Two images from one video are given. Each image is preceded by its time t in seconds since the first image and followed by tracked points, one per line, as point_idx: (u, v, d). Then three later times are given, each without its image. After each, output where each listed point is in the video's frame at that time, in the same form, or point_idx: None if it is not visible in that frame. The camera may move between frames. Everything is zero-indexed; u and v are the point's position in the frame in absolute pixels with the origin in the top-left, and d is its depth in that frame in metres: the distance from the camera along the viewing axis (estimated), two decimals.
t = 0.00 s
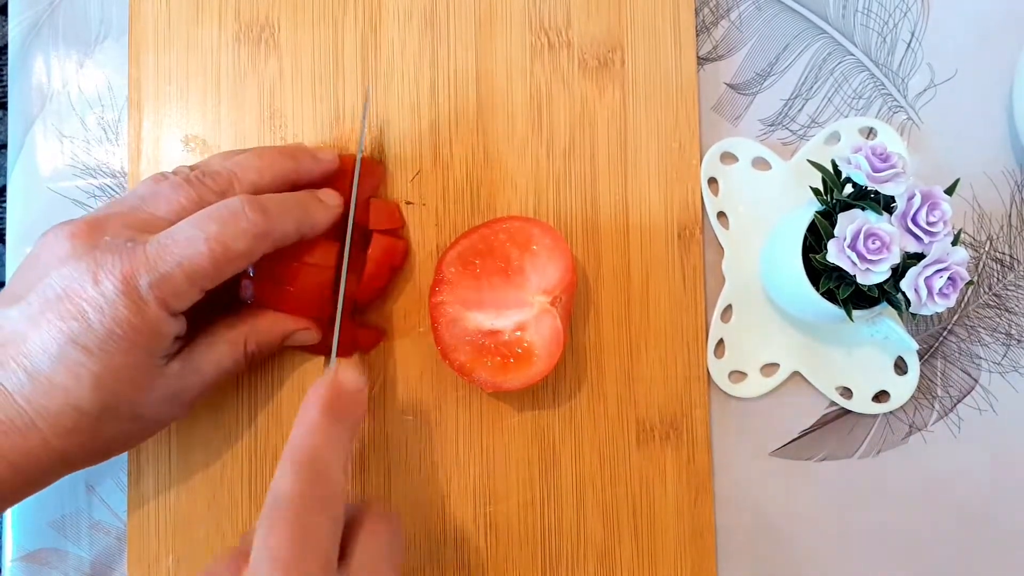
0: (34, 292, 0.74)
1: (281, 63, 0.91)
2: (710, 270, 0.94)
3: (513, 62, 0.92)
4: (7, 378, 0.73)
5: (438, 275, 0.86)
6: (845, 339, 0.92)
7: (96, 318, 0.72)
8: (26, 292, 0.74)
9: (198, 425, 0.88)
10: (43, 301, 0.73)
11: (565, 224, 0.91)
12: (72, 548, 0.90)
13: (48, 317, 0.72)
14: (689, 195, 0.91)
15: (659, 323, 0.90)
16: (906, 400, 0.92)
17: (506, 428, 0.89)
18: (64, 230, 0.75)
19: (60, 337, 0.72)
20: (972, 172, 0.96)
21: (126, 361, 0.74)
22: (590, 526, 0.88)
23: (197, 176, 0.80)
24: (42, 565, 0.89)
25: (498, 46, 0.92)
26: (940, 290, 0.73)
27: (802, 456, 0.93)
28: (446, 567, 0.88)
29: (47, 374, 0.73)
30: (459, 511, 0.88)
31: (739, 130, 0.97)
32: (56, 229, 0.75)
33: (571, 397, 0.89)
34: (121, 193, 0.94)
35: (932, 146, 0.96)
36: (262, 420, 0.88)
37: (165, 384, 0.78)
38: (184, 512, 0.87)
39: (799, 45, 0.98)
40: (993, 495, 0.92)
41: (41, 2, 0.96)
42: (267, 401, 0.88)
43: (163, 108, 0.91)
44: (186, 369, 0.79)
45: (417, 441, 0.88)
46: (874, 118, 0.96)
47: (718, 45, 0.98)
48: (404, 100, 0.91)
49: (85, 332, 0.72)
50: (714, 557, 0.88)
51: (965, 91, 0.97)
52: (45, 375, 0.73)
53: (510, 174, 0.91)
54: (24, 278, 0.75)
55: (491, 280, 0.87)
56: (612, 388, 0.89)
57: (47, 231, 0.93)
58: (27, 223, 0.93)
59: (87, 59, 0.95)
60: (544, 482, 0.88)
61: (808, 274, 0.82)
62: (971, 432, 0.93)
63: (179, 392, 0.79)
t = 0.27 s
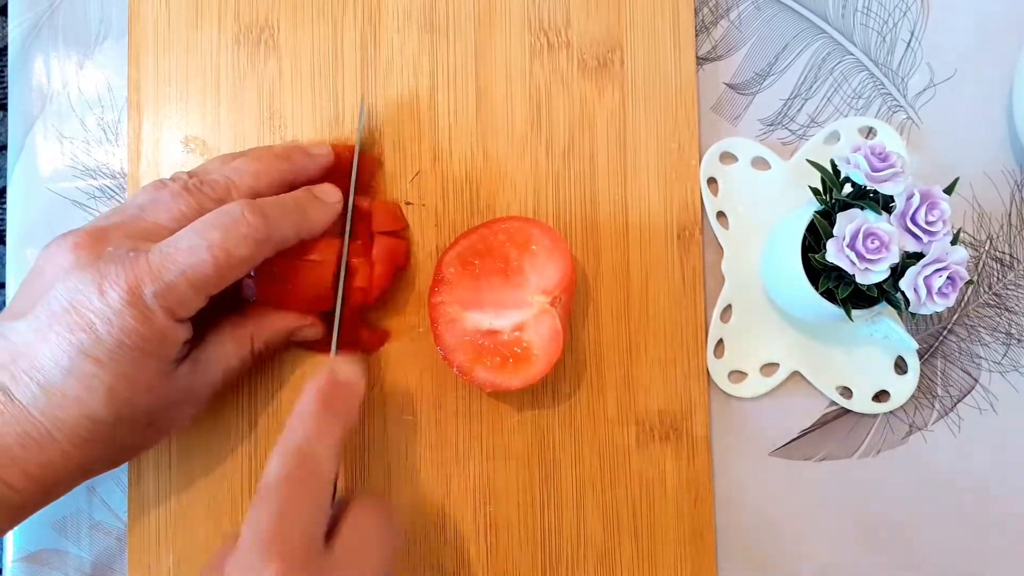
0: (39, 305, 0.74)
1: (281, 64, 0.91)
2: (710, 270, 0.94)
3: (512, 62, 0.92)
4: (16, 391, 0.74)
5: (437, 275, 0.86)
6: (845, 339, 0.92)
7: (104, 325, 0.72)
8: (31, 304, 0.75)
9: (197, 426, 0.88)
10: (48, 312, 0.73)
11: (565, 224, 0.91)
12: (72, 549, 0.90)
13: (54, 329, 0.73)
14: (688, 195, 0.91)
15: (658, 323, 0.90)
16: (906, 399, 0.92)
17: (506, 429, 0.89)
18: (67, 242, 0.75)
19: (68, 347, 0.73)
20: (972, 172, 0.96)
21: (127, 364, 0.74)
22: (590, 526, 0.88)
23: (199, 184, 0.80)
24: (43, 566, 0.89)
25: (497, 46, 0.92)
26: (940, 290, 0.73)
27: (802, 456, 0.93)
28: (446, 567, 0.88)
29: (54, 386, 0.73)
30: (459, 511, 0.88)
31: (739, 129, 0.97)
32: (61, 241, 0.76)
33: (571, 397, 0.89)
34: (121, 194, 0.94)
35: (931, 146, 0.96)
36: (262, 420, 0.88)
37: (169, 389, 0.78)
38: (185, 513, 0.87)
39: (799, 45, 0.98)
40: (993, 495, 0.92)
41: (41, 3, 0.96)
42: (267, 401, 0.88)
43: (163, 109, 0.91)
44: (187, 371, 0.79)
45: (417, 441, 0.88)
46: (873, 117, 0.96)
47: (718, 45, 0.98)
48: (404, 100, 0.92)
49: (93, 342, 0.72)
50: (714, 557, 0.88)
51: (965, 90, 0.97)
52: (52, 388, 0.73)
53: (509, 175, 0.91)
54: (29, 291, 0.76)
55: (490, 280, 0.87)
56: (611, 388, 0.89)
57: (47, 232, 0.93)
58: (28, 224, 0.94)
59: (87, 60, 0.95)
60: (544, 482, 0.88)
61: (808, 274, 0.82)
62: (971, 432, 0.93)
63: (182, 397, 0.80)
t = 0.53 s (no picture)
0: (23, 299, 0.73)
1: (281, 64, 0.91)
2: (710, 270, 0.94)
3: (512, 62, 0.92)
4: None
5: (437, 275, 0.86)
6: (845, 339, 0.92)
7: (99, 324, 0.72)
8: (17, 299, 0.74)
9: (197, 425, 0.88)
10: (32, 308, 0.73)
11: (565, 224, 0.91)
12: (72, 549, 0.90)
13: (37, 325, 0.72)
14: (688, 195, 0.91)
15: (658, 323, 0.90)
16: (906, 399, 0.92)
17: (506, 429, 0.89)
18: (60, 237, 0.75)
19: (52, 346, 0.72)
20: (972, 172, 0.96)
21: (127, 362, 0.74)
22: (590, 526, 0.88)
23: (188, 165, 0.79)
24: (42, 566, 0.89)
25: (497, 46, 0.92)
26: (940, 290, 0.73)
27: (802, 456, 0.93)
28: (446, 568, 0.88)
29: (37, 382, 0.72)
30: (459, 511, 0.88)
31: (739, 130, 0.97)
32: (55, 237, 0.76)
33: (571, 398, 0.89)
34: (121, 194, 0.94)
35: (931, 146, 0.96)
36: (262, 420, 0.88)
37: (169, 385, 0.78)
38: (184, 513, 0.87)
39: (799, 45, 0.98)
40: (993, 494, 0.92)
41: (41, 3, 0.96)
42: (267, 401, 0.88)
43: (163, 109, 0.91)
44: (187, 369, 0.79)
45: (417, 441, 0.88)
46: (873, 118, 0.96)
47: (718, 45, 0.98)
48: (404, 100, 0.92)
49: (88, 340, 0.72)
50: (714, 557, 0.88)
51: (965, 91, 0.97)
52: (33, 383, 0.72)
53: (510, 175, 0.91)
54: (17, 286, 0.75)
55: (490, 280, 0.87)
56: (611, 388, 0.89)
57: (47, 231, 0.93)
58: (27, 224, 0.94)
59: (87, 60, 0.95)
60: (544, 482, 0.88)
61: (808, 274, 0.82)
62: (971, 432, 0.93)
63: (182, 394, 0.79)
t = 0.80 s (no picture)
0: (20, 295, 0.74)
1: (281, 64, 0.91)
2: (710, 270, 0.94)
3: (512, 62, 0.92)
4: None
5: (437, 275, 0.86)
6: (845, 339, 0.92)
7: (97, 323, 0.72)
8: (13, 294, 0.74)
9: (197, 425, 0.88)
10: (29, 306, 0.73)
11: (565, 224, 0.91)
12: (72, 549, 0.90)
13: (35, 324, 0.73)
14: (688, 195, 0.91)
15: (658, 323, 0.90)
16: (906, 399, 0.92)
17: (506, 429, 0.89)
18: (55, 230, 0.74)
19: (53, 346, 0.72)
20: (972, 172, 0.96)
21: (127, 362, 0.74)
22: (590, 527, 0.88)
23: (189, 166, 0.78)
24: (42, 566, 0.89)
25: (497, 47, 0.92)
26: (940, 290, 0.73)
27: (802, 456, 0.93)
28: (446, 568, 0.88)
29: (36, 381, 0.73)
30: (459, 511, 0.88)
31: (739, 130, 0.97)
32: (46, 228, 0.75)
33: (571, 398, 0.89)
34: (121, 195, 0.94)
35: (931, 146, 0.96)
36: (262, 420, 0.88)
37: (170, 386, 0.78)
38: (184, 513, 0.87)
39: (798, 45, 0.98)
40: (993, 494, 0.92)
41: (41, 4, 0.96)
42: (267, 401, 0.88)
43: (163, 109, 0.91)
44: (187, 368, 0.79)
45: (417, 441, 0.88)
46: (873, 118, 0.96)
47: (717, 45, 0.98)
48: (404, 100, 0.92)
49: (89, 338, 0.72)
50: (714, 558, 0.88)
51: (965, 91, 0.97)
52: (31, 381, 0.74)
53: (510, 175, 0.91)
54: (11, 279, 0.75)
55: (490, 280, 0.88)
56: (611, 388, 0.89)
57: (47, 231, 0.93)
58: (28, 224, 0.94)
59: (87, 60, 0.95)
60: (544, 482, 0.88)
61: (807, 274, 0.82)
62: (971, 432, 0.93)
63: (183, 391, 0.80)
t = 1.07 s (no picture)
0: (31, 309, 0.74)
1: (281, 65, 0.91)
2: (710, 270, 0.94)
3: (512, 63, 0.92)
4: None
5: (437, 274, 0.86)
6: (845, 339, 0.92)
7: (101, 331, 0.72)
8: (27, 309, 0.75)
9: (197, 427, 0.88)
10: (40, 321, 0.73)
11: (565, 224, 0.91)
12: (72, 550, 0.90)
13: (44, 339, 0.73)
14: (688, 195, 0.91)
15: (657, 322, 0.90)
16: (905, 399, 0.92)
17: (506, 429, 0.89)
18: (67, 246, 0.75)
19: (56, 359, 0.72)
20: (972, 172, 0.96)
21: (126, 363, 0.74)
22: (590, 527, 0.88)
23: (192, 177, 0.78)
24: (42, 566, 0.89)
25: (497, 47, 0.92)
26: (940, 290, 0.73)
27: (802, 456, 0.93)
28: (446, 569, 0.88)
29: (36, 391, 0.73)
30: (459, 511, 0.88)
31: (739, 130, 0.97)
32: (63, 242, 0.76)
33: (570, 398, 0.89)
34: (121, 195, 0.94)
35: (931, 146, 0.96)
36: (262, 420, 0.88)
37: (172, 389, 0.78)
38: (184, 514, 0.87)
39: (798, 45, 0.98)
40: (993, 494, 0.92)
41: (41, 4, 0.96)
42: (267, 401, 0.88)
43: (163, 110, 0.91)
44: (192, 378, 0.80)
45: (417, 441, 0.88)
46: (873, 118, 0.96)
47: (717, 45, 0.98)
48: (405, 101, 0.92)
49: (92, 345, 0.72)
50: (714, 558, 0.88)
51: (965, 91, 0.97)
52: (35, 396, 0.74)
53: (509, 175, 0.91)
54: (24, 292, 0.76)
55: (489, 279, 0.88)
56: (611, 388, 0.89)
57: (47, 232, 0.93)
58: (28, 224, 0.94)
59: (87, 61, 0.96)
60: (544, 482, 0.89)
61: (807, 274, 0.82)
62: (971, 432, 0.93)
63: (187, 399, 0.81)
